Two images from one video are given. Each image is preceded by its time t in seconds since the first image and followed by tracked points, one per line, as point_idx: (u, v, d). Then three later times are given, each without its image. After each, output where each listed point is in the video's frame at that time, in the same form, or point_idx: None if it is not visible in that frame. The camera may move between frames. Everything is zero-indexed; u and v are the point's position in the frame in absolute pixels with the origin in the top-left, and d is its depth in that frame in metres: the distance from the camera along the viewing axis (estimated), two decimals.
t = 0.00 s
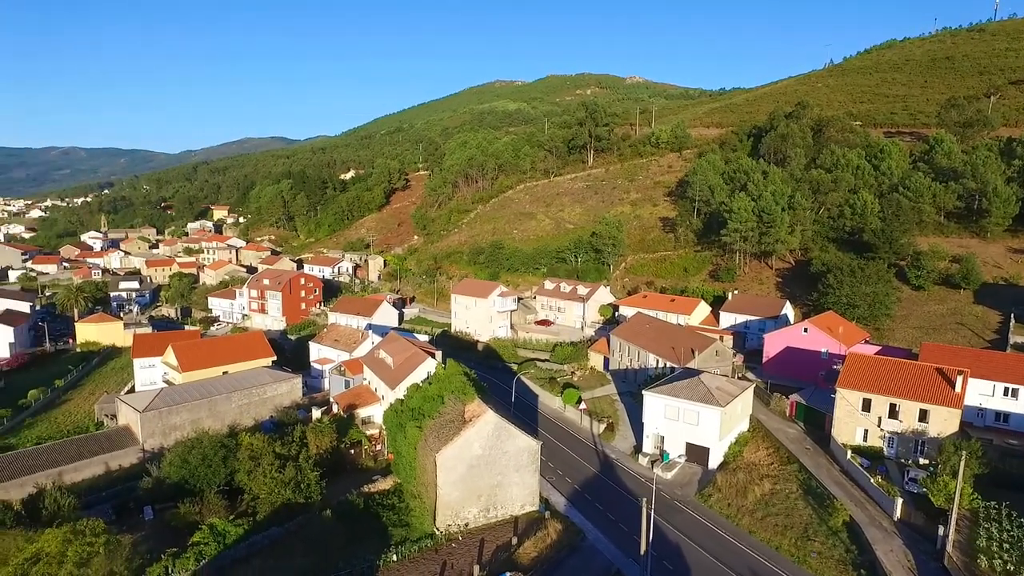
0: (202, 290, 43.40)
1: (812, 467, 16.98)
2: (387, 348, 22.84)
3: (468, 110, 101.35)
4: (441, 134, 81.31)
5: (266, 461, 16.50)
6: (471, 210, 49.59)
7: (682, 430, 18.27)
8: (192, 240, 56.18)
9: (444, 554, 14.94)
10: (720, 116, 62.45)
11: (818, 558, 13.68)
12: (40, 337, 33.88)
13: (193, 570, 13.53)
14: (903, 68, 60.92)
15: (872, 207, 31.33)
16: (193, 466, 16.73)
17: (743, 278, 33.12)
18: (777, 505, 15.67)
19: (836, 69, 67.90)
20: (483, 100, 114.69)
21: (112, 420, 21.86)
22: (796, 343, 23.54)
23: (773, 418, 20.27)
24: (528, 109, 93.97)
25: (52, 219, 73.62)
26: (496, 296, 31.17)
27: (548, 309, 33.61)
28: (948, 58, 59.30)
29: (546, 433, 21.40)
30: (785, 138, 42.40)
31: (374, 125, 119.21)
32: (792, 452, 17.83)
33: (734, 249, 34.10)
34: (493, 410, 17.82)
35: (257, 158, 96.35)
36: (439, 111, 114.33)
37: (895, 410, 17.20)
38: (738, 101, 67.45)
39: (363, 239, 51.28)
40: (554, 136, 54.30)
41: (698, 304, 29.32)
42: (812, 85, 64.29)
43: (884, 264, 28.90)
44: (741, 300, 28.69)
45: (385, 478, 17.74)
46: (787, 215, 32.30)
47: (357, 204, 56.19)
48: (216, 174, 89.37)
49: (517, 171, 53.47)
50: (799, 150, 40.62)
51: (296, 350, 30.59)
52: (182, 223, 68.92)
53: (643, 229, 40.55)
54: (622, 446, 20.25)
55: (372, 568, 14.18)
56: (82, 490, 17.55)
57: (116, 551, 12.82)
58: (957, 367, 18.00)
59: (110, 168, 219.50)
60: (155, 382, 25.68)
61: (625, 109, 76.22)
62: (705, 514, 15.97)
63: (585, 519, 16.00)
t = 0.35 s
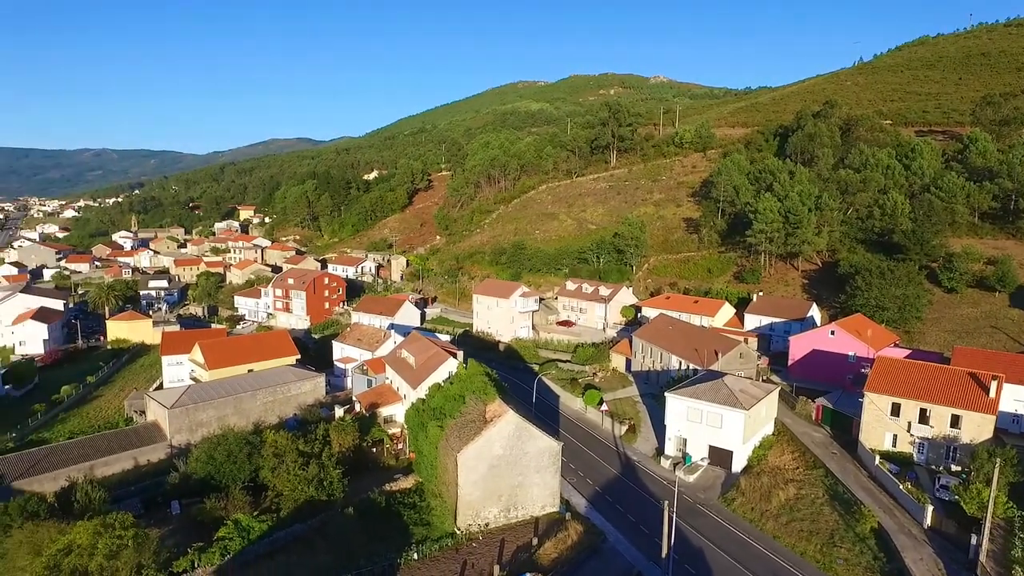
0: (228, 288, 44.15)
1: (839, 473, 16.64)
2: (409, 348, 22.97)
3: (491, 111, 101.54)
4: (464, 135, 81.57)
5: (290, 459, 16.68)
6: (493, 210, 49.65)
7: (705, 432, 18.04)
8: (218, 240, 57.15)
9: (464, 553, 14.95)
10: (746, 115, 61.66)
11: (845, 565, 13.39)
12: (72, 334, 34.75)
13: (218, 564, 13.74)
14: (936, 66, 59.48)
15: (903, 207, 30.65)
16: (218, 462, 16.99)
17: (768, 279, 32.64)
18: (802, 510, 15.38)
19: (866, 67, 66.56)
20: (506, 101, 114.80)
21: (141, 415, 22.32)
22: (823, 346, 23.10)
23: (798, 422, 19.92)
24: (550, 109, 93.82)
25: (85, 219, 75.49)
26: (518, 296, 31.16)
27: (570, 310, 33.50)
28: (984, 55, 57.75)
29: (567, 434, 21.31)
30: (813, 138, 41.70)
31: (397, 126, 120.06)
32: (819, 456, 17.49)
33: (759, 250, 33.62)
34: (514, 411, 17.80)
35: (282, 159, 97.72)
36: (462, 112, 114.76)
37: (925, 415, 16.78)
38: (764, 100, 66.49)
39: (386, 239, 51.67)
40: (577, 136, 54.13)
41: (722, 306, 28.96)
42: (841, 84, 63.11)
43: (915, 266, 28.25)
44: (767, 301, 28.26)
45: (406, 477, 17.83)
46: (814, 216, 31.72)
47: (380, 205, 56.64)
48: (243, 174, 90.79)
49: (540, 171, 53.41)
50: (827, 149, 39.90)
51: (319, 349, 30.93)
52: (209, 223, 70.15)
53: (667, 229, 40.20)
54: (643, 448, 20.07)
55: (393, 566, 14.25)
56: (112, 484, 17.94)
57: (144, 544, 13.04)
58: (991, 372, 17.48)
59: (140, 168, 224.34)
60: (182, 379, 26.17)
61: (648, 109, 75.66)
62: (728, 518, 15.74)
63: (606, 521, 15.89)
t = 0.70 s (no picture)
0: (254, 287, 44.86)
1: (867, 479, 16.28)
2: (431, 348, 23.06)
3: (514, 112, 101.56)
4: (487, 135, 81.76)
5: (314, 456, 16.86)
6: (515, 211, 49.66)
7: (729, 435, 17.79)
8: (245, 239, 58.08)
9: (485, 553, 14.94)
10: (772, 114, 60.78)
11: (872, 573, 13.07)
12: (104, 332, 35.62)
13: (243, 559, 13.94)
14: (971, 63, 57.93)
15: (935, 208, 29.90)
16: (243, 459, 17.26)
17: (794, 281, 32.10)
18: (829, 516, 15.07)
19: (897, 65, 65.11)
20: (529, 101, 114.77)
21: (169, 412, 22.78)
22: (851, 349, 22.64)
23: (825, 426, 19.55)
24: (573, 109, 93.55)
25: (117, 219, 77.32)
26: (540, 296, 31.10)
27: (592, 311, 33.35)
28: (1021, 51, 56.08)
29: (589, 435, 21.21)
30: (841, 137, 40.92)
31: (421, 127, 120.78)
32: (846, 462, 17.13)
33: (785, 251, 33.10)
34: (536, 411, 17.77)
35: (307, 160, 99.04)
36: (485, 112, 114.99)
37: (958, 421, 16.33)
38: (792, 99, 65.44)
39: (409, 239, 52.02)
40: (600, 136, 53.88)
41: (747, 307, 28.56)
42: (871, 81, 61.83)
43: (948, 268, 27.58)
44: (793, 303, 27.79)
45: (428, 476, 17.91)
46: (842, 217, 31.10)
47: (403, 205, 57.02)
48: (269, 175, 92.18)
49: (562, 172, 53.30)
50: (856, 149, 39.13)
51: (343, 348, 31.25)
52: (236, 223, 71.33)
53: (691, 230, 39.78)
54: (666, 450, 19.88)
55: (414, 564, 14.30)
56: (141, 478, 18.34)
57: (172, 538, 13.30)
58: None
59: (170, 169, 229.07)
60: (209, 376, 26.65)
61: (672, 109, 74.99)
62: (752, 523, 15.49)
63: (628, 524, 15.77)
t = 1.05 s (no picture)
0: (281, 287, 45.52)
1: (898, 486, 15.87)
2: (455, 347, 23.14)
3: (539, 112, 101.44)
4: (511, 136, 81.85)
5: (338, 454, 17.02)
6: (539, 211, 49.57)
7: (755, 439, 17.50)
8: (273, 239, 58.98)
9: (507, 553, 14.93)
10: (802, 113, 59.70)
11: None
12: (136, 329, 36.49)
13: (268, 555, 14.15)
14: (1012, 59, 56.17)
15: (973, 209, 29.04)
16: (270, 455, 17.53)
17: (824, 283, 31.49)
18: (859, 523, 14.73)
19: (933, 62, 63.44)
20: (554, 102, 114.58)
21: (199, 408, 23.23)
22: (882, 353, 22.12)
23: (855, 432, 19.11)
24: (598, 110, 93.11)
25: (149, 219, 79.13)
26: (564, 297, 30.98)
27: (616, 312, 33.12)
28: None
29: (612, 437, 21.06)
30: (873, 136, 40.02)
31: (446, 128, 121.37)
32: (877, 468, 16.72)
33: (814, 253, 32.48)
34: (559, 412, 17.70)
35: (334, 161, 100.19)
36: (510, 113, 115.06)
37: (995, 428, 15.79)
38: (823, 98, 64.22)
39: (433, 240, 52.33)
40: (625, 136, 53.53)
41: (775, 309, 28.06)
42: (905, 79, 60.34)
43: (985, 270, 26.81)
44: (822, 306, 27.24)
45: (451, 475, 17.97)
46: (874, 217, 30.38)
47: (428, 205, 57.36)
48: (296, 176, 93.48)
49: (587, 172, 53.06)
50: (890, 148, 38.23)
51: (368, 347, 31.52)
52: (264, 223, 72.51)
53: (717, 231, 39.28)
54: (690, 454, 19.64)
55: (437, 563, 14.34)
56: (171, 472, 18.73)
57: (200, 532, 13.54)
58: None
59: (201, 171, 233.73)
60: (237, 374, 27.10)
61: (699, 108, 74.18)
62: (779, 529, 15.21)
63: (651, 527, 15.62)
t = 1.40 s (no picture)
0: (307, 286, 46.12)
1: (932, 493, 15.44)
2: (479, 347, 23.18)
3: (564, 113, 101.20)
4: (536, 136, 81.76)
5: (363, 452, 17.16)
6: (564, 212, 49.41)
7: (783, 444, 17.19)
8: (300, 239, 59.80)
9: (530, 554, 14.89)
10: (832, 112, 58.57)
11: None
12: (168, 327, 37.29)
13: (294, 550, 14.34)
14: None
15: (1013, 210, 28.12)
16: (296, 453, 17.75)
17: (854, 285, 30.80)
18: (890, 531, 14.36)
19: (971, 58, 61.70)
20: (579, 102, 114.21)
21: (227, 405, 23.64)
22: (915, 358, 21.55)
23: (886, 437, 18.65)
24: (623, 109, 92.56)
25: (181, 219, 80.83)
26: (588, 298, 30.81)
27: (641, 313, 32.84)
28: None
29: (636, 439, 20.89)
30: (907, 136, 39.08)
31: (471, 128, 121.79)
32: (909, 475, 16.29)
33: (845, 254, 31.81)
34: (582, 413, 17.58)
35: (360, 161, 101.21)
36: (535, 113, 115.00)
37: None
38: (854, 97, 62.91)
39: (458, 240, 52.57)
40: (651, 137, 53.13)
41: (804, 312, 27.54)
42: (942, 76, 58.78)
43: None
44: (853, 308, 26.64)
45: (474, 475, 17.99)
46: (908, 218, 29.62)
47: (452, 206, 57.61)
48: (324, 177, 94.63)
49: (612, 172, 52.76)
50: (925, 147, 37.27)
51: (392, 346, 31.76)
52: (292, 223, 73.57)
53: (745, 232, 38.71)
54: (716, 457, 19.38)
55: (459, 562, 14.37)
56: (199, 468, 19.08)
57: (228, 527, 13.74)
58: None
59: (231, 171, 238.11)
60: (265, 371, 27.50)
61: (726, 108, 73.28)
62: (806, 535, 14.91)
63: (674, 530, 15.44)
